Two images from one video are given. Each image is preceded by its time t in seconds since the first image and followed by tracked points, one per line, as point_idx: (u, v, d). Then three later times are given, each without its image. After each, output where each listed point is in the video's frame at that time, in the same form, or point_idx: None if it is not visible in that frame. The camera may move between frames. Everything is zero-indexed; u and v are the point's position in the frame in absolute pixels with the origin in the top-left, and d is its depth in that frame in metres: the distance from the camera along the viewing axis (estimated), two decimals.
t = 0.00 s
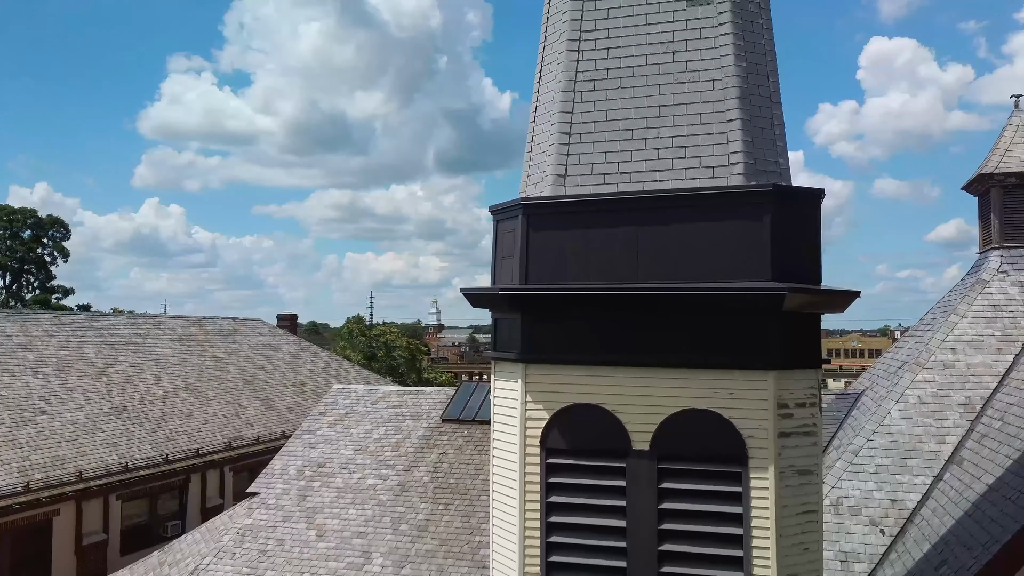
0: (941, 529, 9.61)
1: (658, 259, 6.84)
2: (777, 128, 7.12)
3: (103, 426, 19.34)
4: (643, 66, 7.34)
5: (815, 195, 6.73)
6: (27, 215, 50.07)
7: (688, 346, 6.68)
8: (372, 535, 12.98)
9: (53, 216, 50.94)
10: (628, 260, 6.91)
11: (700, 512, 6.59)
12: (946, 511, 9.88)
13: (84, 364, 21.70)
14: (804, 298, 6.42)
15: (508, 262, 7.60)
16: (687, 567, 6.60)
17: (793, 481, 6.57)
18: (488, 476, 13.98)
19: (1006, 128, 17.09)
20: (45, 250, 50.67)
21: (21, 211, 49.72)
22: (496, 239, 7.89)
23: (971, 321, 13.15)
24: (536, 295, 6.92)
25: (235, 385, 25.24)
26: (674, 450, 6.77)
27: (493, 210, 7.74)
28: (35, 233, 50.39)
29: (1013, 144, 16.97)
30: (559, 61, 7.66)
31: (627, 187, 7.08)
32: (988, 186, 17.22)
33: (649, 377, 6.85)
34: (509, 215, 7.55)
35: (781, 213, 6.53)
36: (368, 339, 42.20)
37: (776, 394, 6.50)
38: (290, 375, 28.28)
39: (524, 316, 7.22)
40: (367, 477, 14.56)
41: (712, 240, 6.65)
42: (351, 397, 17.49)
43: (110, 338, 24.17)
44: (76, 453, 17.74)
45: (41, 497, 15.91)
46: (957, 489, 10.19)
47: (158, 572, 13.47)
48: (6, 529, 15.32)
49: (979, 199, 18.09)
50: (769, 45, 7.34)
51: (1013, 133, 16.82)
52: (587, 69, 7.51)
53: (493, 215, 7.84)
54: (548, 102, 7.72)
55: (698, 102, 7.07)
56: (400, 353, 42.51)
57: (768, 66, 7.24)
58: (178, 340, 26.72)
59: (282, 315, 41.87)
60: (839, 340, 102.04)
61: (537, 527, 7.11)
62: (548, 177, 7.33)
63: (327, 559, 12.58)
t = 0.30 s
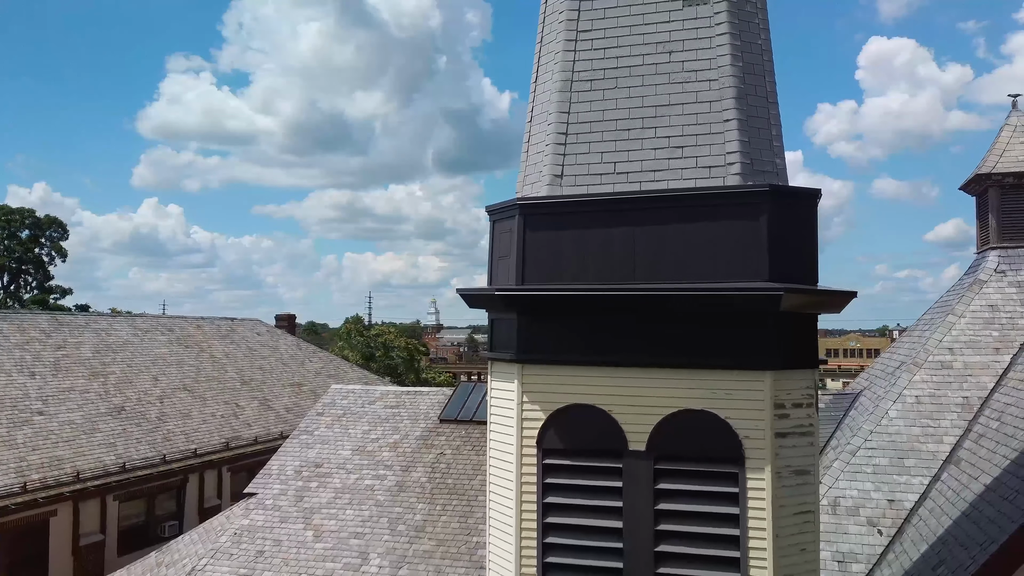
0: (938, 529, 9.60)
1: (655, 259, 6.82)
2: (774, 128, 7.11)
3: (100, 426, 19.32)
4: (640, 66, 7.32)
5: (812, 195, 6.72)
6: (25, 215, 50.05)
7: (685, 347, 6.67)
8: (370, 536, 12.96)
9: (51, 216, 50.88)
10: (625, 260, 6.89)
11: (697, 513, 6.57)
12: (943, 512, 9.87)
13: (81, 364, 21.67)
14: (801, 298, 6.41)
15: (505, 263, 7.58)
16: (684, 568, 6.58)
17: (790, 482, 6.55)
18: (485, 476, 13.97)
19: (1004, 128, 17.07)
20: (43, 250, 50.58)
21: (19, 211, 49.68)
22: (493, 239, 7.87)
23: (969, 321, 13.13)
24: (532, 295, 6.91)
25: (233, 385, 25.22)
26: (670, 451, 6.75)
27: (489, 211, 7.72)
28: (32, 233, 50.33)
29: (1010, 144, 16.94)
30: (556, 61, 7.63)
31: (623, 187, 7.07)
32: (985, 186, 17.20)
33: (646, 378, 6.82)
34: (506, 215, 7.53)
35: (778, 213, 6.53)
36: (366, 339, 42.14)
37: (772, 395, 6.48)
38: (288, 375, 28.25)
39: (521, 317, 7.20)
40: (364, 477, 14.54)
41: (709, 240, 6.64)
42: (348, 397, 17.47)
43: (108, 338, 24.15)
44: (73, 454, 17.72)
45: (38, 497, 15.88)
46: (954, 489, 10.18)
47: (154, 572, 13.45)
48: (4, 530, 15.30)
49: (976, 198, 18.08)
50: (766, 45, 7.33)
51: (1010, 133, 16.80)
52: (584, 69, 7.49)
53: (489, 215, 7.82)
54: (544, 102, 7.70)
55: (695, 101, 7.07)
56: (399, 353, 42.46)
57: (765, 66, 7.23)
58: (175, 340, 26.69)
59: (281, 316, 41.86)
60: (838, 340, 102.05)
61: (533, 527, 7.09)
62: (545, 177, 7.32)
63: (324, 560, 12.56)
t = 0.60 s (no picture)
0: (937, 531, 9.58)
1: (651, 262, 6.79)
2: (771, 130, 7.08)
3: (97, 427, 19.27)
4: (637, 68, 7.28)
5: (809, 197, 6.69)
6: (23, 215, 49.97)
7: (684, 349, 6.63)
8: (367, 538, 12.93)
9: (49, 216, 50.77)
10: (622, 263, 6.86)
11: (694, 517, 6.54)
12: (942, 514, 9.85)
13: (78, 365, 21.61)
14: (798, 301, 6.38)
15: (501, 265, 7.55)
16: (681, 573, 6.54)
17: (788, 485, 6.52)
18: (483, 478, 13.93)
19: (1002, 130, 17.02)
20: (41, 250, 50.48)
21: (17, 211, 49.60)
22: (489, 241, 7.83)
23: (967, 323, 13.09)
24: (529, 298, 6.87)
25: (231, 386, 25.18)
26: (666, 454, 6.71)
27: (486, 213, 7.68)
28: (30, 233, 50.26)
29: (1009, 146, 16.90)
30: (552, 62, 7.58)
31: (620, 190, 7.03)
32: (984, 187, 17.16)
33: (643, 381, 6.79)
34: (502, 217, 7.50)
35: (775, 216, 6.50)
36: (365, 339, 42.05)
37: (770, 399, 6.45)
38: (286, 376, 28.22)
39: (517, 319, 7.16)
40: (361, 479, 14.50)
41: (706, 243, 6.62)
42: (346, 399, 17.43)
43: (105, 339, 24.10)
44: (69, 455, 17.67)
45: (35, 499, 15.83)
46: (953, 492, 10.16)
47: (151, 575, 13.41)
48: None
49: (975, 200, 18.04)
50: (763, 47, 7.28)
51: (1009, 134, 16.76)
52: (580, 70, 7.45)
53: (486, 217, 7.78)
54: (541, 103, 7.66)
55: (692, 103, 7.03)
56: (397, 354, 42.39)
57: (763, 67, 7.19)
58: (173, 341, 26.64)
59: (280, 316, 41.82)
60: (837, 340, 102.05)
61: (530, 531, 7.05)
62: (541, 179, 7.28)
63: (321, 562, 12.52)
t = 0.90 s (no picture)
0: (939, 536, 9.55)
1: (654, 268, 6.76)
2: (774, 135, 7.06)
3: (96, 430, 19.22)
4: (639, 72, 7.23)
5: (812, 203, 6.66)
6: (21, 216, 49.91)
7: (687, 355, 6.59)
8: (367, 542, 12.89)
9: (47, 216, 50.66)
10: (624, 269, 6.83)
11: (697, 525, 6.50)
12: (944, 519, 9.82)
13: (77, 367, 21.56)
14: (801, 307, 6.35)
15: (502, 270, 7.51)
16: None
17: (791, 492, 6.49)
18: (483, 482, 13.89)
19: (1003, 132, 16.97)
20: (39, 251, 50.40)
21: (15, 212, 49.54)
22: (490, 246, 7.78)
23: (968, 325, 13.04)
24: (530, 304, 6.83)
25: (230, 388, 25.13)
26: (669, 461, 6.67)
27: (487, 218, 7.63)
28: (29, 233, 50.18)
29: (1010, 148, 16.85)
30: (554, 66, 7.53)
31: (622, 195, 7.00)
32: (985, 189, 17.11)
33: (645, 388, 6.76)
34: (504, 222, 7.45)
35: (777, 222, 6.48)
36: (364, 340, 41.96)
37: (772, 405, 6.43)
38: (286, 377, 28.17)
39: (519, 325, 7.11)
40: (361, 482, 14.46)
41: (708, 249, 6.59)
42: (345, 401, 17.39)
43: (104, 340, 24.05)
44: (68, 458, 17.61)
45: (33, 502, 15.79)
46: (954, 496, 10.14)
47: None
48: None
49: (976, 202, 17.99)
50: (766, 51, 7.24)
51: (1010, 135, 16.69)
52: (582, 74, 7.39)
53: (487, 222, 7.73)
54: (542, 108, 7.60)
55: (694, 108, 7.00)
56: (396, 354, 42.27)
57: (765, 71, 7.15)
58: (172, 342, 26.58)
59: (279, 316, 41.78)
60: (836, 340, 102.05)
61: (531, 539, 7.01)
62: (543, 184, 7.25)
63: (321, 566, 12.48)
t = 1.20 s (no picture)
0: (946, 545, 9.53)
1: (663, 279, 6.74)
2: (783, 145, 7.04)
3: (98, 434, 19.17)
4: (647, 82, 7.20)
5: (822, 213, 6.64)
6: (21, 218, 49.88)
7: (697, 367, 6.57)
8: (371, 548, 12.86)
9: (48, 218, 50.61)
10: (633, 281, 6.80)
11: (707, 538, 6.48)
12: (951, 527, 9.81)
13: (79, 371, 21.52)
14: (813, 322, 6.33)
15: (510, 281, 7.48)
16: None
17: (802, 506, 6.46)
18: (487, 488, 13.86)
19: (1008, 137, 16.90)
20: (39, 253, 50.31)
21: (15, 213, 49.48)
22: (498, 256, 7.75)
23: (974, 331, 13.00)
24: (539, 315, 6.81)
25: (232, 391, 25.09)
26: (679, 474, 6.65)
27: (494, 228, 7.60)
28: (29, 235, 50.10)
29: (1015, 153, 16.80)
30: (562, 76, 7.50)
31: (631, 206, 6.98)
32: (990, 195, 17.05)
33: (655, 400, 6.72)
34: (511, 232, 7.43)
35: (788, 233, 6.46)
36: (364, 342, 41.85)
37: (783, 418, 6.40)
38: (287, 380, 28.12)
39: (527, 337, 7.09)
40: (365, 488, 14.43)
41: (718, 261, 6.57)
42: (348, 406, 17.36)
43: (105, 344, 24.00)
44: (71, 463, 17.58)
45: (36, 508, 15.75)
46: (961, 505, 10.12)
47: None
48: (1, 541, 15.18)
49: (980, 207, 17.94)
50: (775, 61, 7.21)
51: (1015, 141, 16.64)
52: (590, 84, 7.37)
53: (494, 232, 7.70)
54: (550, 117, 7.58)
55: (704, 119, 6.98)
56: (397, 357, 41.93)
57: (774, 81, 7.13)
58: (173, 345, 26.54)
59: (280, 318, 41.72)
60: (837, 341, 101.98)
61: (540, 551, 6.99)
62: (551, 194, 7.22)
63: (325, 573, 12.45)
